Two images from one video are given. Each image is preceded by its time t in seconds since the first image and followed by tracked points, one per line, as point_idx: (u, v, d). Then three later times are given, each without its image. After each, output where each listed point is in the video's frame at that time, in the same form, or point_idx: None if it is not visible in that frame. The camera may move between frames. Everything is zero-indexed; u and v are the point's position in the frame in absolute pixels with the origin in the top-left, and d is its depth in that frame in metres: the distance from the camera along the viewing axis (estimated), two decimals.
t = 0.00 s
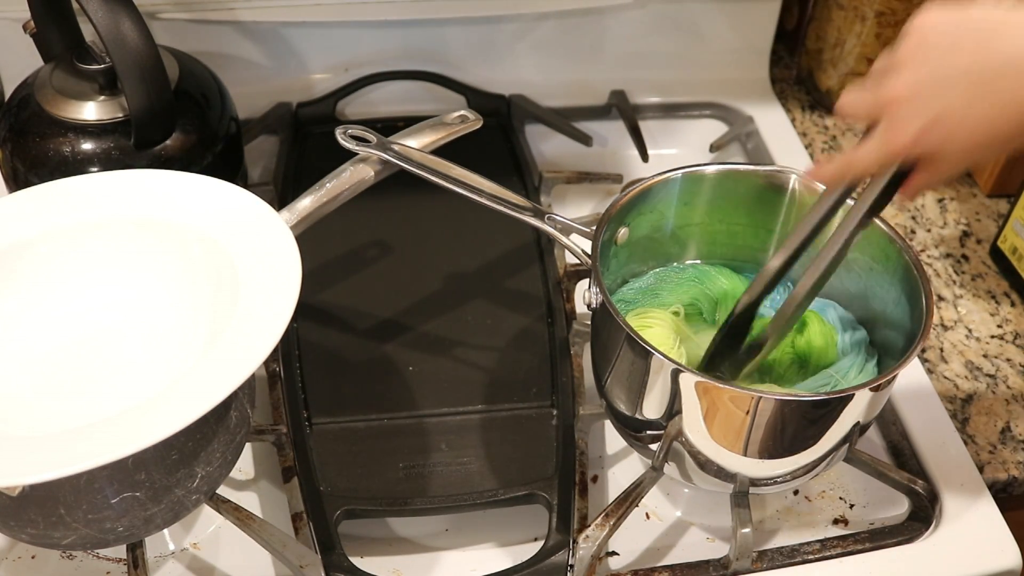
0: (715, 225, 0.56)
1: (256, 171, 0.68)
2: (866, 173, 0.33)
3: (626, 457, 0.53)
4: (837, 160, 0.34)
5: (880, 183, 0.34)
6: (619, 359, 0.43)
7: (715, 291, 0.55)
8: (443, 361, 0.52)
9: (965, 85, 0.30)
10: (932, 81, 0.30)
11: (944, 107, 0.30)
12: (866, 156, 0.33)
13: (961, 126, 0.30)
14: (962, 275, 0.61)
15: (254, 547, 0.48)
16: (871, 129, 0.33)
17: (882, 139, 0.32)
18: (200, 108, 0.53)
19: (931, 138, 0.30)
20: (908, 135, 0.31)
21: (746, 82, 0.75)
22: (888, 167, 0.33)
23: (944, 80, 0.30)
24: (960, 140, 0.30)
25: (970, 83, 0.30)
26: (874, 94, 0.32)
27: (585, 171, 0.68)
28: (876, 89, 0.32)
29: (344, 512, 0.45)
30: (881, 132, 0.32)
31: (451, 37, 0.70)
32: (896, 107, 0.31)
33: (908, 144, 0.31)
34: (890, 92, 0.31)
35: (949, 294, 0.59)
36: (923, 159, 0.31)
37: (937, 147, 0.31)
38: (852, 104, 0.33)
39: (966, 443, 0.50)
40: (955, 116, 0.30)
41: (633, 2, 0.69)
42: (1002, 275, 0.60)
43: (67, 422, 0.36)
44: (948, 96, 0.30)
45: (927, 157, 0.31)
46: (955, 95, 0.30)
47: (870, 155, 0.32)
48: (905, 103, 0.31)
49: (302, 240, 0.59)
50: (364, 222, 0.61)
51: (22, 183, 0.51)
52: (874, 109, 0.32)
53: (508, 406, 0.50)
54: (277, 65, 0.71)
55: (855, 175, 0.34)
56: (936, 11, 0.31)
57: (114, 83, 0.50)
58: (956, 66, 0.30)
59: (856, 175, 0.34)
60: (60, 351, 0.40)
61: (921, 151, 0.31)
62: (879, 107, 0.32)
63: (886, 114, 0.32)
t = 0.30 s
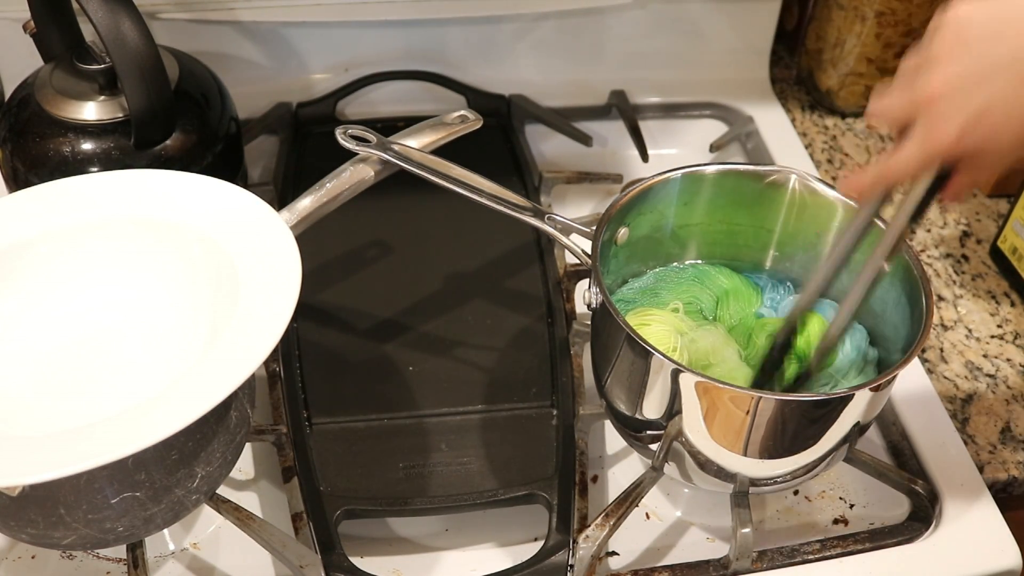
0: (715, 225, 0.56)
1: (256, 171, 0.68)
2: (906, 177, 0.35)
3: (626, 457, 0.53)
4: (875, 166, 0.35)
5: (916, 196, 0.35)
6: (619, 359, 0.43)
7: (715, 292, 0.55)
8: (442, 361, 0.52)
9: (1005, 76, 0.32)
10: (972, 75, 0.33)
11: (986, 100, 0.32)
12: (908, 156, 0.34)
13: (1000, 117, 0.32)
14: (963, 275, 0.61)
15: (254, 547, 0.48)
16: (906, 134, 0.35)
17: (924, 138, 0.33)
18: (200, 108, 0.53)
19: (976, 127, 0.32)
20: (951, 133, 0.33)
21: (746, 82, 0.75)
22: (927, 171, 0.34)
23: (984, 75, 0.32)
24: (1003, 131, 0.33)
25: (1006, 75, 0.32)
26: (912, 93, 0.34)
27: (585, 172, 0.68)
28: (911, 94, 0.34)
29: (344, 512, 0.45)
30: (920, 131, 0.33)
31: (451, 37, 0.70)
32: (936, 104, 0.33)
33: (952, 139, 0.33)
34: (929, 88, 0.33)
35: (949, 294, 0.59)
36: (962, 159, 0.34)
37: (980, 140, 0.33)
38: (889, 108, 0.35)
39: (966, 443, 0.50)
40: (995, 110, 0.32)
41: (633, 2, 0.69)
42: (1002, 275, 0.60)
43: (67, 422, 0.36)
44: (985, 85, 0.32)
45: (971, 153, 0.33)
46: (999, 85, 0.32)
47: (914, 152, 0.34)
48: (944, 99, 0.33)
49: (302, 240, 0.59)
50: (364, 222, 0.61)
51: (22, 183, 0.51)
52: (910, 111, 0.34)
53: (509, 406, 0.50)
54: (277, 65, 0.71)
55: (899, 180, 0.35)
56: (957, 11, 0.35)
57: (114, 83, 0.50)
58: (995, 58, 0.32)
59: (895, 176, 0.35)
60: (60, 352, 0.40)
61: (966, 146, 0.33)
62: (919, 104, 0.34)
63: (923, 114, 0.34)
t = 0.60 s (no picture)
0: (715, 226, 0.56)
1: (256, 171, 0.68)
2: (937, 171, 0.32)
3: (626, 457, 0.53)
4: (902, 162, 0.34)
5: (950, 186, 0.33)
6: (619, 359, 0.43)
7: (715, 292, 0.55)
8: (442, 361, 0.52)
9: None
10: (992, 63, 0.30)
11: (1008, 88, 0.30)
12: (935, 149, 0.32)
13: None
14: (963, 275, 0.61)
15: (254, 547, 0.48)
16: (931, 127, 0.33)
17: (948, 132, 0.31)
18: (200, 108, 0.53)
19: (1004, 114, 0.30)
20: (974, 126, 0.30)
21: (746, 82, 0.75)
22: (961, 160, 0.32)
23: (1007, 60, 0.30)
24: None
25: None
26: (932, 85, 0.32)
27: (585, 172, 0.68)
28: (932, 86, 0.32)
29: (344, 512, 0.45)
30: (946, 124, 0.31)
31: (451, 36, 0.70)
32: (958, 96, 0.31)
33: (977, 132, 0.30)
34: (949, 81, 0.31)
35: (949, 294, 0.59)
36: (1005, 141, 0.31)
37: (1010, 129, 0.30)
38: (908, 104, 0.33)
39: (966, 443, 0.50)
40: None
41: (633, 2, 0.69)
42: (1002, 275, 0.60)
43: (67, 422, 0.36)
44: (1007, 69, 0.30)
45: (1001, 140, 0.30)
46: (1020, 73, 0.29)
47: (939, 147, 0.31)
48: (964, 92, 0.31)
49: (302, 240, 0.59)
50: (364, 222, 0.61)
51: (22, 183, 0.51)
52: (933, 105, 0.32)
53: (509, 406, 0.50)
54: (277, 65, 0.71)
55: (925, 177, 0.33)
56: None
57: (114, 83, 0.50)
58: (1015, 44, 0.29)
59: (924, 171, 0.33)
60: (60, 352, 0.40)
61: (990, 136, 0.30)
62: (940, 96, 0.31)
63: (947, 107, 0.31)
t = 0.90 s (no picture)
0: (714, 225, 0.56)
1: (256, 171, 0.68)
2: (919, 117, 0.34)
3: (626, 457, 0.53)
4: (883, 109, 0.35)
5: (932, 135, 0.34)
6: (619, 359, 0.43)
7: (715, 291, 0.55)
8: (442, 361, 0.52)
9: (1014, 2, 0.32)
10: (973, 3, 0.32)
11: (991, 24, 0.32)
12: (918, 89, 0.33)
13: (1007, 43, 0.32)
14: (962, 275, 0.61)
15: (254, 547, 0.48)
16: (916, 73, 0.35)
17: (931, 69, 0.33)
18: (200, 108, 0.53)
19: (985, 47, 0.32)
20: (955, 63, 0.32)
21: (746, 82, 0.75)
22: (946, 103, 0.34)
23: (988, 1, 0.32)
24: (1006, 54, 0.32)
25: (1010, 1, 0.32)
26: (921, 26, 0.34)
27: (585, 171, 0.68)
28: (919, 29, 0.34)
29: (344, 512, 0.45)
30: (927, 67, 0.33)
31: (451, 36, 0.70)
32: (942, 32, 0.33)
33: (959, 66, 0.32)
34: (933, 20, 0.33)
35: (949, 294, 0.59)
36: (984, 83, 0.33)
37: (989, 66, 0.32)
38: (899, 44, 0.35)
39: (966, 443, 0.50)
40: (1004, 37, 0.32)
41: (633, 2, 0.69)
42: (1002, 275, 0.60)
43: (67, 422, 0.36)
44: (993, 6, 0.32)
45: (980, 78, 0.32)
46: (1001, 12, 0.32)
47: (921, 84, 0.33)
48: (952, 24, 0.33)
49: (301, 240, 0.59)
50: (365, 222, 0.61)
51: (22, 183, 0.51)
52: (919, 44, 0.34)
53: (509, 405, 0.50)
54: (276, 65, 0.71)
55: (909, 121, 0.34)
56: None
57: (114, 83, 0.50)
58: None
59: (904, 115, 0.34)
60: (60, 352, 0.40)
61: (970, 73, 0.32)
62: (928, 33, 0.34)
63: (931, 45, 0.33)
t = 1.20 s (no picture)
0: (714, 225, 0.56)
1: (256, 171, 0.68)
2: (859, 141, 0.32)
3: (626, 457, 0.53)
4: (825, 142, 0.34)
5: (877, 161, 0.33)
6: (619, 359, 0.43)
7: (716, 291, 0.55)
8: (442, 361, 0.52)
9: (938, 26, 0.29)
10: (902, 31, 0.30)
11: (915, 53, 0.30)
12: (855, 121, 0.32)
13: (932, 69, 0.29)
14: (962, 275, 0.61)
15: (254, 547, 0.48)
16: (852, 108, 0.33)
17: (863, 101, 0.31)
18: (201, 108, 0.53)
19: (912, 77, 0.30)
20: (885, 90, 0.30)
21: (746, 81, 0.75)
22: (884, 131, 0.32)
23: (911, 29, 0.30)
24: (936, 84, 0.29)
25: (933, 25, 0.29)
26: (853, 61, 0.32)
27: (585, 172, 0.68)
28: (848, 62, 0.32)
29: (344, 512, 0.45)
30: (862, 96, 0.31)
31: (451, 36, 0.70)
32: (869, 65, 0.31)
33: (888, 96, 0.30)
34: (860, 54, 0.31)
35: (949, 294, 0.59)
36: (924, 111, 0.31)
37: (916, 92, 0.30)
38: (831, 83, 0.33)
39: (966, 443, 0.50)
40: (928, 62, 0.29)
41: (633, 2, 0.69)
42: (1002, 275, 0.60)
43: (67, 422, 0.36)
44: (925, 34, 0.30)
45: (911, 104, 0.30)
46: (925, 40, 0.29)
47: (858, 117, 0.31)
48: (875, 59, 0.31)
49: (301, 240, 0.59)
50: (364, 222, 0.61)
51: (22, 183, 0.51)
52: (851, 79, 0.32)
53: (508, 405, 0.50)
54: (277, 65, 0.71)
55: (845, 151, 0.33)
56: None
57: (114, 83, 0.50)
58: (921, 10, 0.30)
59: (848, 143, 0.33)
60: (60, 352, 0.40)
61: (902, 98, 0.30)
62: (859, 70, 0.32)
63: (862, 77, 0.32)
